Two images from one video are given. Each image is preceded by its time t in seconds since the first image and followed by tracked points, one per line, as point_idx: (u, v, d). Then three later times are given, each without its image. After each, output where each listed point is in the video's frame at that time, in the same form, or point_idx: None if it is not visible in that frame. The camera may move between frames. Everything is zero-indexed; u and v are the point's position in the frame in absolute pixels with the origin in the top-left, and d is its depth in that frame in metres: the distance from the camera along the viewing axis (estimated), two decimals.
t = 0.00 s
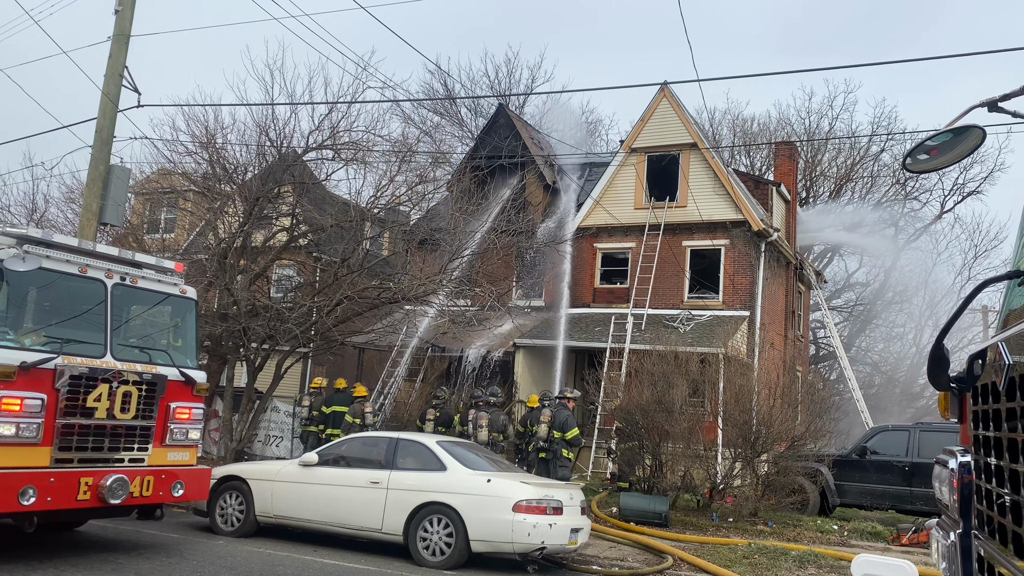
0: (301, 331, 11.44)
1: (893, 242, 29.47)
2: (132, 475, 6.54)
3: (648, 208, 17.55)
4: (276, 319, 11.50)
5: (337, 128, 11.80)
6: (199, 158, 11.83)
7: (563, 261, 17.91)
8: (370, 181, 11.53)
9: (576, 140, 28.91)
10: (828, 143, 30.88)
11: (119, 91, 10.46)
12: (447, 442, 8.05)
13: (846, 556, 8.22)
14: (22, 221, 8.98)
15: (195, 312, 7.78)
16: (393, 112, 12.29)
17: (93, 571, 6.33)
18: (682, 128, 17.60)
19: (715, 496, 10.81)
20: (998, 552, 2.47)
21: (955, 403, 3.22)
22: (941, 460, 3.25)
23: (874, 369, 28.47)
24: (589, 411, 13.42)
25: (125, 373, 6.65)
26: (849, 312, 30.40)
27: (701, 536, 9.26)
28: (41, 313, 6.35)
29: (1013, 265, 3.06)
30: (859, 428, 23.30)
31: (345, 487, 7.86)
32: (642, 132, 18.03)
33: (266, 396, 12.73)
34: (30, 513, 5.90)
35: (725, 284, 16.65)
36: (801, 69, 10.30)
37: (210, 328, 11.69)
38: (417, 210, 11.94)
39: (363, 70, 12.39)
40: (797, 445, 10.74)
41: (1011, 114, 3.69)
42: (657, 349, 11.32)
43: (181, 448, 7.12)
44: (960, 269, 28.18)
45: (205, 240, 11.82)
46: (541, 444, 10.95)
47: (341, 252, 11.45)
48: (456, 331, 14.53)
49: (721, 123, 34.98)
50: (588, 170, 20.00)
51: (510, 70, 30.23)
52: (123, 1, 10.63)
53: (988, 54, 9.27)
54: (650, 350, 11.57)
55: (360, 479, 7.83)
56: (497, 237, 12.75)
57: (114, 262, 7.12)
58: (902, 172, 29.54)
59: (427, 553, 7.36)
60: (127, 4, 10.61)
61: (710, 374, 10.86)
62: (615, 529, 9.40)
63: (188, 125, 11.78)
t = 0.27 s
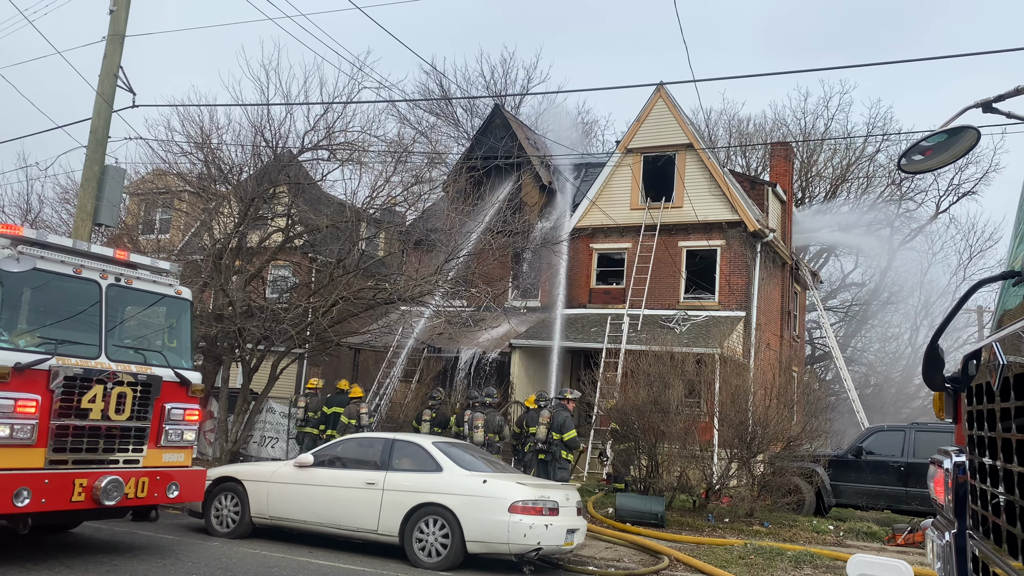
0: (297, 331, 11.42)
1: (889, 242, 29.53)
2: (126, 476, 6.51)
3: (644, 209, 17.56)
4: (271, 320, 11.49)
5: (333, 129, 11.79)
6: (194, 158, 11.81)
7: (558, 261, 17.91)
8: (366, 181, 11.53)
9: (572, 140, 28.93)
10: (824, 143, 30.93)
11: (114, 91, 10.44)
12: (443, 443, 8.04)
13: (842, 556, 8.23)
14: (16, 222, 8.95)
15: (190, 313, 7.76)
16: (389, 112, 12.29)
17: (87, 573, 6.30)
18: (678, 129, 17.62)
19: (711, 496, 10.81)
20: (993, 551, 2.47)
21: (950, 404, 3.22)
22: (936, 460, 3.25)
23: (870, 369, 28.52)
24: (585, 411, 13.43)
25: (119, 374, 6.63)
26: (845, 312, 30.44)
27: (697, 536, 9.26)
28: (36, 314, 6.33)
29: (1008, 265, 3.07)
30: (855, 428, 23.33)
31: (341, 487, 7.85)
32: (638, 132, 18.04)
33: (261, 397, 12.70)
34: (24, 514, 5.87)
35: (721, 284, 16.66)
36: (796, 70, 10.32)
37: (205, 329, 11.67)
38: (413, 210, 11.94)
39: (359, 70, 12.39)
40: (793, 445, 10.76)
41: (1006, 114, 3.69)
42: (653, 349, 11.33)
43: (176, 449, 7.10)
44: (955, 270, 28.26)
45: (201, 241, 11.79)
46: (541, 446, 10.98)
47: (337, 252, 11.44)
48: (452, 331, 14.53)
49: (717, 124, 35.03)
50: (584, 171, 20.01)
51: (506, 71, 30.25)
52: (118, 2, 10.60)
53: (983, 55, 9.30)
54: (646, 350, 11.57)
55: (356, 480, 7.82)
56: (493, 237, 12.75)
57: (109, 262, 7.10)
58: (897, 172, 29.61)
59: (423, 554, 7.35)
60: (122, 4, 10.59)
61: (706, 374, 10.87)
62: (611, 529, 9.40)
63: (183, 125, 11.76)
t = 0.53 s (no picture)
0: (293, 332, 11.40)
1: (884, 243, 29.59)
2: (121, 477, 6.49)
3: (641, 209, 17.57)
4: (267, 321, 11.48)
5: (329, 129, 11.78)
6: (190, 158, 11.78)
7: (555, 262, 17.90)
8: (362, 181, 11.52)
9: (568, 141, 28.93)
10: (819, 144, 30.99)
11: (109, 91, 10.41)
12: (439, 444, 8.03)
13: (837, 557, 8.24)
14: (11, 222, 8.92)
15: (185, 313, 7.74)
16: (385, 113, 12.28)
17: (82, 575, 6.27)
18: (674, 129, 17.63)
19: (707, 497, 10.84)
20: (988, 551, 2.48)
21: (945, 404, 3.23)
22: (930, 460, 3.25)
23: (865, 370, 28.57)
24: (581, 412, 13.43)
25: (114, 374, 6.61)
26: (841, 313, 30.50)
27: (693, 537, 9.26)
28: (31, 314, 6.31)
29: (1003, 265, 3.07)
30: (851, 429, 23.37)
31: (337, 488, 7.84)
32: (634, 133, 18.05)
33: (257, 398, 12.67)
34: (18, 515, 5.84)
35: (717, 285, 16.68)
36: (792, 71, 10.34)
37: (201, 330, 11.65)
38: (409, 211, 11.95)
39: (355, 70, 12.37)
40: (789, 446, 10.77)
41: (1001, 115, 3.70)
42: (649, 350, 11.34)
43: (171, 450, 7.09)
44: (950, 270, 28.33)
45: (196, 241, 11.77)
46: (539, 447, 10.99)
47: (333, 253, 11.42)
48: (448, 332, 14.52)
49: (713, 125, 35.07)
50: (580, 171, 20.02)
51: (502, 72, 30.26)
52: (113, 1, 10.58)
53: (978, 56, 9.33)
54: (643, 350, 11.58)
55: (351, 481, 7.80)
56: (489, 238, 12.74)
57: (104, 263, 7.08)
58: (893, 173, 29.67)
59: (419, 555, 7.34)
60: (117, 4, 10.56)
61: (702, 375, 10.87)
62: (606, 530, 9.40)
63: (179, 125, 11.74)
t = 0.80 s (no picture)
0: (289, 333, 11.39)
1: (880, 244, 29.65)
2: (117, 478, 6.48)
3: (637, 210, 17.59)
4: (263, 322, 11.47)
5: (326, 129, 11.77)
6: (186, 159, 11.77)
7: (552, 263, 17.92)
8: (359, 182, 11.51)
9: (565, 142, 28.95)
10: (816, 145, 31.04)
11: (105, 91, 10.39)
12: (436, 445, 8.03)
13: (833, 557, 8.26)
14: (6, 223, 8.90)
15: (181, 314, 7.73)
16: (382, 113, 12.28)
17: None
18: (671, 130, 17.65)
19: (704, 497, 10.80)
20: (983, 551, 2.49)
21: (941, 405, 3.24)
22: (926, 461, 3.26)
23: (862, 371, 28.64)
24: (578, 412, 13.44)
25: (110, 375, 6.60)
26: (837, 313, 30.55)
27: (689, 537, 9.28)
28: (27, 314, 6.29)
29: (998, 266, 3.08)
30: (847, 429, 23.41)
31: (333, 489, 7.83)
32: (631, 134, 18.07)
33: (253, 398, 12.67)
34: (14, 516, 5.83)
35: (714, 286, 16.70)
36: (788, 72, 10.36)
37: (197, 330, 11.64)
38: (406, 211, 11.94)
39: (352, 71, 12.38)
40: (785, 447, 10.78)
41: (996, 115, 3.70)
42: (646, 351, 11.35)
43: (167, 451, 7.07)
44: (946, 271, 28.40)
45: (193, 242, 11.75)
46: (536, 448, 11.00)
47: (330, 254, 11.41)
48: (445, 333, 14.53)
49: (709, 125, 35.10)
50: (577, 172, 20.03)
51: (499, 73, 30.28)
52: (109, 2, 10.56)
53: (973, 57, 9.36)
54: (640, 351, 11.59)
55: (348, 482, 7.80)
56: (486, 239, 12.75)
57: (100, 263, 7.07)
58: (889, 174, 29.74)
59: (416, 556, 7.33)
60: (114, 5, 10.55)
61: (699, 375, 10.89)
62: (603, 530, 9.42)
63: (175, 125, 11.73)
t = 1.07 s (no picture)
0: (287, 333, 11.38)
1: (878, 244, 29.69)
2: (115, 478, 6.47)
3: (635, 211, 17.60)
4: (261, 322, 11.47)
5: (324, 129, 11.77)
6: (184, 159, 11.77)
7: (549, 264, 17.93)
8: (357, 182, 11.52)
9: (563, 143, 28.95)
10: (813, 146, 31.08)
11: (103, 91, 10.38)
12: (433, 445, 8.03)
13: (831, 557, 8.26)
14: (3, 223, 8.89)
15: (179, 314, 7.72)
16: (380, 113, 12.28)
17: None
18: (669, 131, 17.67)
19: (701, 497, 10.78)
20: (980, 552, 2.49)
21: (939, 405, 3.24)
22: (923, 461, 3.27)
23: (859, 372, 28.69)
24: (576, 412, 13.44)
25: (108, 375, 6.59)
26: (835, 314, 30.56)
27: (687, 538, 9.28)
28: (24, 314, 6.29)
29: (995, 267, 3.10)
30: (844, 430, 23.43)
31: (331, 489, 7.82)
32: (629, 134, 18.08)
33: (251, 399, 12.65)
34: (11, 516, 5.82)
35: (712, 286, 16.70)
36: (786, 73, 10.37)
37: (195, 330, 11.64)
38: (404, 212, 11.94)
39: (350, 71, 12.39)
40: (783, 447, 10.78)
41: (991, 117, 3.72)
42: (644, 351, 11.36)
43: (165, 451, 7.07)
44: (944, 272, 28.44)
45: (190, 242, 11.74)
46: (535, 448, 11.00)
47: (327, 254, 11.41)
48: (443, 333, 14.52)
49: (707, 126, 35.12)
50: (575, 172, 20.04)
51: (497, 73, 30.29)
52: (107, 1, 10.55)
53: (970, 58, 9.39)
54: (637, 351, 11.60)
55: (345, 483, 7.80)
56: (484, 239, 12.76)
57: (98, 263, 7.06)
58: (887, 175, 29.78)
59: (413, 556, 7.33)
60: (112, 4, 10.54)
61: (696, 376, 10.90)
62: (601, 531, 9.42)
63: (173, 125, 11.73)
